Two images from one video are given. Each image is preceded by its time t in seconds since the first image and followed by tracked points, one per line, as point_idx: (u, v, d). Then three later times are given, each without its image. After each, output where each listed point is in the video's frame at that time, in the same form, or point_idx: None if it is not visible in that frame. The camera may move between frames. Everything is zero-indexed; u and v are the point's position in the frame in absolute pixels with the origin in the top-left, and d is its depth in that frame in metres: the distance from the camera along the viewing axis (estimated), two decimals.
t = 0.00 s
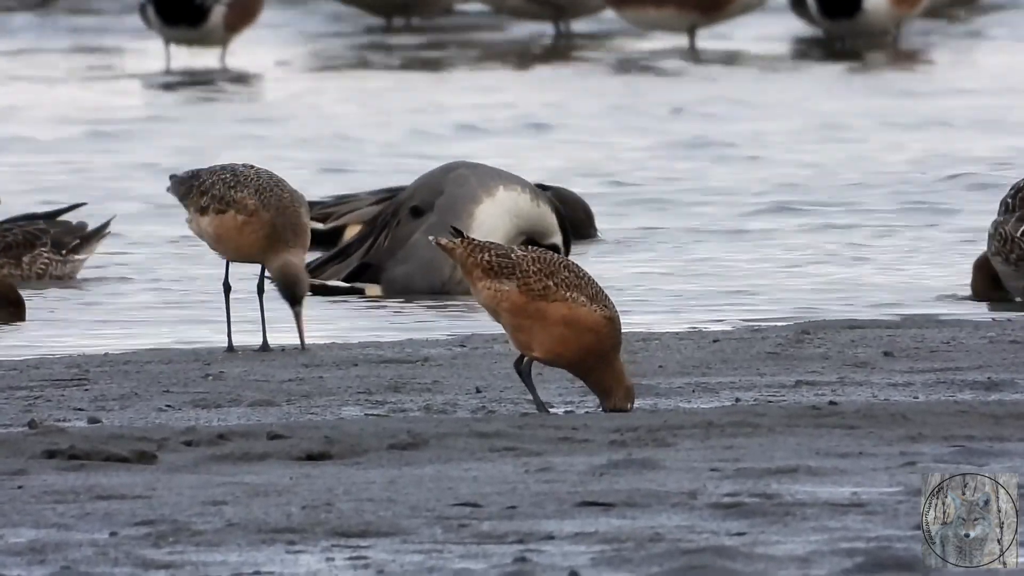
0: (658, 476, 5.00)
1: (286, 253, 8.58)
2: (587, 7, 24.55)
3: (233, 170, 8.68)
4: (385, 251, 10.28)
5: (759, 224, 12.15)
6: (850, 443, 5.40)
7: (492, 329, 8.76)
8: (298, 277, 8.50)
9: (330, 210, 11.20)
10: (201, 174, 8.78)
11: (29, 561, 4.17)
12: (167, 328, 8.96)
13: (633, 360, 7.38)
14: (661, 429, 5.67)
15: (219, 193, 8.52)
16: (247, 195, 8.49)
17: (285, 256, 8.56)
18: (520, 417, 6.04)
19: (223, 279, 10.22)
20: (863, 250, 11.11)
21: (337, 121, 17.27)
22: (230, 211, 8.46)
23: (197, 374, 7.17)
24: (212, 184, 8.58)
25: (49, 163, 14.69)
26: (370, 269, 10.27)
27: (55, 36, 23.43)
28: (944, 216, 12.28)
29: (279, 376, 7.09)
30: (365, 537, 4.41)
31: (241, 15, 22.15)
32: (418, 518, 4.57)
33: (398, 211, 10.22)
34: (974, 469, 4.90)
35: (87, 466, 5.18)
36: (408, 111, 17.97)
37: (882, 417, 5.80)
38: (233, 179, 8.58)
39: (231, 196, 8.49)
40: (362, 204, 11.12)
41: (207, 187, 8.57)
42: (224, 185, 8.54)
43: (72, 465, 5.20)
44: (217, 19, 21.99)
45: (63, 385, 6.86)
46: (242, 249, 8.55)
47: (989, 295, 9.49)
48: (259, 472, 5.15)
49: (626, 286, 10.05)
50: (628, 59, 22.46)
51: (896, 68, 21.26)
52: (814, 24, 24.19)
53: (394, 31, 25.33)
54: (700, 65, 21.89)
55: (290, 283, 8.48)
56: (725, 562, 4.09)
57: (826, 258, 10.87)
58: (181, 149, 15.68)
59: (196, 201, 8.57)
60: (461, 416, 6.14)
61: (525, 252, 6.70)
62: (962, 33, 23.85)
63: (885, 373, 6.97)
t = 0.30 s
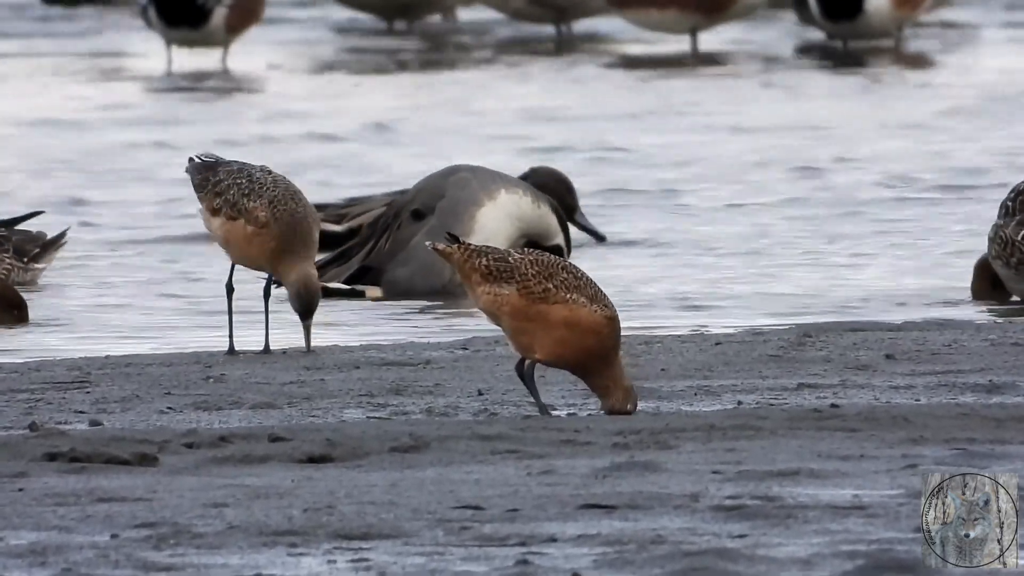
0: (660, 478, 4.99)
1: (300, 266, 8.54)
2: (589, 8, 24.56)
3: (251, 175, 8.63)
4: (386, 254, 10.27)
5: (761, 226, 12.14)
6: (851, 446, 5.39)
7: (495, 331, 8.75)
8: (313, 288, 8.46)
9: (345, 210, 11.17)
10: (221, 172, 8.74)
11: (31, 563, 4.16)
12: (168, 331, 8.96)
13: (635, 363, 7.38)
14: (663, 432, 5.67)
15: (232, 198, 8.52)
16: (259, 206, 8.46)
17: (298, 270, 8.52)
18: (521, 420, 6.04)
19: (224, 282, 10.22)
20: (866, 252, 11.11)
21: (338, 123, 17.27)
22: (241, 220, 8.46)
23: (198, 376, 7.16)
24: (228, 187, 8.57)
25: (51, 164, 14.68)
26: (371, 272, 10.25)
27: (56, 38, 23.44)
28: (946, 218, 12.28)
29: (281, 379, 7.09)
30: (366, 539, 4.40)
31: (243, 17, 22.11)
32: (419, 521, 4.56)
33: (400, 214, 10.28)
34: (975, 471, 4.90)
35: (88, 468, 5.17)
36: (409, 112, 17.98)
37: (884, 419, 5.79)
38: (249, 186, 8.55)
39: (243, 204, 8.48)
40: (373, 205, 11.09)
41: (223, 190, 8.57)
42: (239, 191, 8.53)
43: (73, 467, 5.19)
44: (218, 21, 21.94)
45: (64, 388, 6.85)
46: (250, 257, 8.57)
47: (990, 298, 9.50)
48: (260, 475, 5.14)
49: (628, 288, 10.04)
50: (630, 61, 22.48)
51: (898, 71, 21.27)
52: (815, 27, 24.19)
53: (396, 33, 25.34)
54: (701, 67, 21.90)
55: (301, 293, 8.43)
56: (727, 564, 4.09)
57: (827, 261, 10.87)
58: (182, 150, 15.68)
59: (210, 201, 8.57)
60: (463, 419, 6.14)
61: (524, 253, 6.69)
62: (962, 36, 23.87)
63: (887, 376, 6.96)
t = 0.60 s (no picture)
0: (658, 478, 4.99)
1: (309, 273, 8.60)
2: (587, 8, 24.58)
3: (247, 174, 8.62)
4: (385, 252, 10.28)
5: (759, 226, 12.15)
6: (850, 446, 5.39)
7: (492, 331, 8.75)
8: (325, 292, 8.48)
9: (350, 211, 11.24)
10: (214, 174, 8.69)
11: (29, 563, 4.17)
12: (166, 330, 8.96)
13: (632, 363, 7.38)
14: (661, 431, 5.67)
15: (232, 198, 8.49)
16: (261, 204, 8.48)
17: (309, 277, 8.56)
18: (519, 419, 6.04)
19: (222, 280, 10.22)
20: (863, 252, 11.11)
21: (336, 123, 17.29)
22: (244, 219, 8.46)
23: (196, 376, 7.16)
24: (226, 187, 8.53)
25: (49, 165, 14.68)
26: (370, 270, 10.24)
27: (56, 38, 23.47)
28: (945, 217, 12.30)
29: (278, 378, 7.09)
30: (364, 539, 4.40)
31: (240, 17, 22.10)
32: (417, 521, 4.56)
33: (400, 212, 10.27)
34: (974, 470, 4.90)
35: (86, 468, 5.17)
36: (409, 112, 18.01)
37: (881, 419, 5.79)
38: (248, 186, 8.53)
39: (245, 203, 8.47)
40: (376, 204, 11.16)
41: (221, 190, 8.53)
42: (239, 190, 8.51)
43: (71, 467, 5.19)
44: (216, 22, 21.93)
45: (62, 388, 6.85)
46: (251, 254, 8.58)
47: (988, 298, 9.51)
48: (258, 475, 5.15)
49: (625, 288, 10.05)
50: (629, 61, 22.51)
51: (896, 70, 21.31)
52: (813, 27, 24.22)
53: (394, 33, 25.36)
54: (701, 67, 21.94)
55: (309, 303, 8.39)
56: (725, 564, 4.09)
57: (824, 260, 10.87)
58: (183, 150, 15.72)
59: (208, 202, 8.53)
60: (460, 418, 6.14)
61: (530, 256, 6.68)
62: (959, 36, 23.92)
63: (885, 375, 6.96)
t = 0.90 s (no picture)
0: (659, 480, 5.00)
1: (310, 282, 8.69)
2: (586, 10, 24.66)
3: (249, 176, 8.58)
4: (385, 254, 10.24)
5: (760, 228, 12.16)
6: (850, 447, 5.40)
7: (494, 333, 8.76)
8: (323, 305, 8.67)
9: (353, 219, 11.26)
10: (219, 173, 8.64)
11: (30, 564, 4.17)
12: (167, 332, 8.97)
13: (633, 364, 7.38)
14: (662, 433, 5.66)
15: (233, 199, 8.45)
16: (261, 209, 8.45)
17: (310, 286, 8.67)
18: (520, 421, 6.04)
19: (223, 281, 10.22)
20: (864, 254, 11.11)
21: (336, 125, 17.30)
22: (245, 221, 8.44)
23: (197, 378, 7.16)
24: (227, 187, 8.48)
25: (49, 166, 14.69)
26: (372, 273, 10.19)
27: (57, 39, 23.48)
28: (946, 219, 12.30)
29: (280, 380, 7.09)
30: (366, 540, 4.41)
31: (242, 19, 22.12)
32: (419, 522, 4.57)
33: (399, 213, 10.23)
34: (975, 471, 4.90)
35: (88, 469, 5.18)
36: (410, 113, 18.02)
37: (882, 421, 5.80)
38: (251, 188, 8.49)
39: (245, 206, 8.43)
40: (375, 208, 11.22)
41: (222, 189, 8.48)
42: (240, 192, 8.46)
43: (73, 468, 5.20)
44: (218, 24, 21.95)
45: (64, 389, 6.86)
46: (250, 256, 8.58)
47: (989, 300, 9.52)
48: (260, 476, 5.15)
49: (626, 290, 10.05)
50: (631, 63, 22.53)
51: (897, 71, 21.32)
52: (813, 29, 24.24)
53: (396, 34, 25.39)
54: (703, 68, 21.96)
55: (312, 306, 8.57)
56: (726, 565, 4.09)
57: (825, 262, 10.88)
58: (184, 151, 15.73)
59: (209, 201, 8.48)
60: (462, 420, 6.14)
61: (527, 261, 6.69)
62: (960, 37, 23.95)
63: (886, 377, 6.97)
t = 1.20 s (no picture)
0: (659, 478, 4.99)
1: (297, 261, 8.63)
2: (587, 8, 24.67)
3: (245, 168, 8.64)
4: (386, 252, 10.26)
5: (761, 226, 12.15)
6: (851, 446, 5.39)
7: (495, 331, 8.75)
8: (314, 284, 8.61)
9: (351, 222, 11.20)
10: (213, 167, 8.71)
11: (30, 563, 4.17)
12: (169, 330, 8.97)
13: (635, 363, 7.38)
14: (662, 432, 5.66)
15: (229, 190, 8.50)
16: (257, 199, 8.49)
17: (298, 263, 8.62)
18: (520, 419, 6.03)
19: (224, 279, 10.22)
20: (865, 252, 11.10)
21: (336, 122, 17.29)
22: (240, 211, 8.46)
23: (198, 377, 7.16)
24: (223, 179, 8.54)
25: (50, 164, 14.68)
26: (372, 271, 10.21)
27: (57, 37, 23.45)
28: (948, 217, 12.29)
29: (280, 379, 7.10)
30: (366, 539, 4.40)
31: (243, 16, 22.11)
32: (419, 521, 4.56)
33: (400, 212, 10.23)
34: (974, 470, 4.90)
35: (88, 468, 5.17)
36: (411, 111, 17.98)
37: (883, 419, 5.80)
38: (247, 179, 8.55)
39: (241, 196, 8.47)
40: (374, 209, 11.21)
41: (218, 182, 8.54)
42: (236, 182, 8.52)
43: (73, 467, 5.19)
44: (219, 22, 21.95)
45: (64, 388, 6.85)
46: (242, 248, 8.56)
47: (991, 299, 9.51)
48: (260, 475, 5.15)
49: (628, 288, 10.05)
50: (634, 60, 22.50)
51: (898, 69, 21.31)
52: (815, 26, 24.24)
53: (397, 32, 25.38)
54: (704, 66, 21.94)
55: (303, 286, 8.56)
56: (726, 564, 4.09)
57: (826, 259, 10.88)
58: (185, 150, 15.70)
59: (205, 193, 8.53)
60: (462, 418, 6.14)
61: (529, 252, 6.68)
62: (961, 35, 23.94)
63: (887, 376, 6.96)
